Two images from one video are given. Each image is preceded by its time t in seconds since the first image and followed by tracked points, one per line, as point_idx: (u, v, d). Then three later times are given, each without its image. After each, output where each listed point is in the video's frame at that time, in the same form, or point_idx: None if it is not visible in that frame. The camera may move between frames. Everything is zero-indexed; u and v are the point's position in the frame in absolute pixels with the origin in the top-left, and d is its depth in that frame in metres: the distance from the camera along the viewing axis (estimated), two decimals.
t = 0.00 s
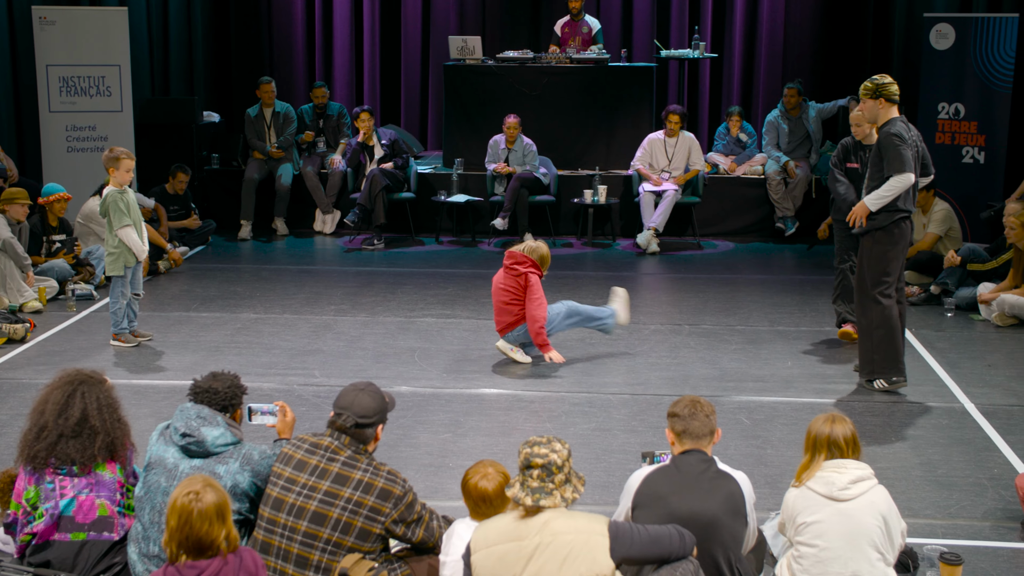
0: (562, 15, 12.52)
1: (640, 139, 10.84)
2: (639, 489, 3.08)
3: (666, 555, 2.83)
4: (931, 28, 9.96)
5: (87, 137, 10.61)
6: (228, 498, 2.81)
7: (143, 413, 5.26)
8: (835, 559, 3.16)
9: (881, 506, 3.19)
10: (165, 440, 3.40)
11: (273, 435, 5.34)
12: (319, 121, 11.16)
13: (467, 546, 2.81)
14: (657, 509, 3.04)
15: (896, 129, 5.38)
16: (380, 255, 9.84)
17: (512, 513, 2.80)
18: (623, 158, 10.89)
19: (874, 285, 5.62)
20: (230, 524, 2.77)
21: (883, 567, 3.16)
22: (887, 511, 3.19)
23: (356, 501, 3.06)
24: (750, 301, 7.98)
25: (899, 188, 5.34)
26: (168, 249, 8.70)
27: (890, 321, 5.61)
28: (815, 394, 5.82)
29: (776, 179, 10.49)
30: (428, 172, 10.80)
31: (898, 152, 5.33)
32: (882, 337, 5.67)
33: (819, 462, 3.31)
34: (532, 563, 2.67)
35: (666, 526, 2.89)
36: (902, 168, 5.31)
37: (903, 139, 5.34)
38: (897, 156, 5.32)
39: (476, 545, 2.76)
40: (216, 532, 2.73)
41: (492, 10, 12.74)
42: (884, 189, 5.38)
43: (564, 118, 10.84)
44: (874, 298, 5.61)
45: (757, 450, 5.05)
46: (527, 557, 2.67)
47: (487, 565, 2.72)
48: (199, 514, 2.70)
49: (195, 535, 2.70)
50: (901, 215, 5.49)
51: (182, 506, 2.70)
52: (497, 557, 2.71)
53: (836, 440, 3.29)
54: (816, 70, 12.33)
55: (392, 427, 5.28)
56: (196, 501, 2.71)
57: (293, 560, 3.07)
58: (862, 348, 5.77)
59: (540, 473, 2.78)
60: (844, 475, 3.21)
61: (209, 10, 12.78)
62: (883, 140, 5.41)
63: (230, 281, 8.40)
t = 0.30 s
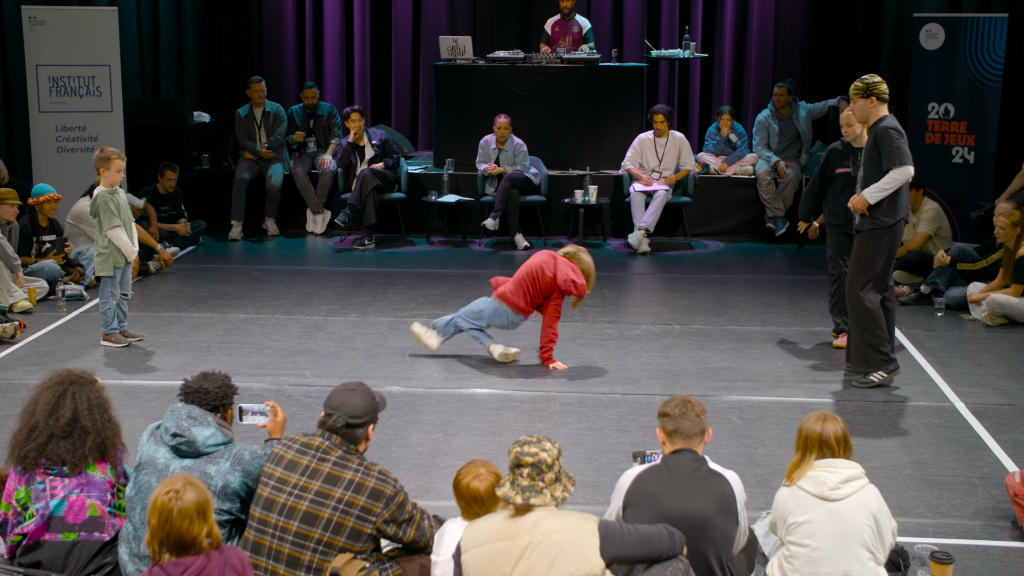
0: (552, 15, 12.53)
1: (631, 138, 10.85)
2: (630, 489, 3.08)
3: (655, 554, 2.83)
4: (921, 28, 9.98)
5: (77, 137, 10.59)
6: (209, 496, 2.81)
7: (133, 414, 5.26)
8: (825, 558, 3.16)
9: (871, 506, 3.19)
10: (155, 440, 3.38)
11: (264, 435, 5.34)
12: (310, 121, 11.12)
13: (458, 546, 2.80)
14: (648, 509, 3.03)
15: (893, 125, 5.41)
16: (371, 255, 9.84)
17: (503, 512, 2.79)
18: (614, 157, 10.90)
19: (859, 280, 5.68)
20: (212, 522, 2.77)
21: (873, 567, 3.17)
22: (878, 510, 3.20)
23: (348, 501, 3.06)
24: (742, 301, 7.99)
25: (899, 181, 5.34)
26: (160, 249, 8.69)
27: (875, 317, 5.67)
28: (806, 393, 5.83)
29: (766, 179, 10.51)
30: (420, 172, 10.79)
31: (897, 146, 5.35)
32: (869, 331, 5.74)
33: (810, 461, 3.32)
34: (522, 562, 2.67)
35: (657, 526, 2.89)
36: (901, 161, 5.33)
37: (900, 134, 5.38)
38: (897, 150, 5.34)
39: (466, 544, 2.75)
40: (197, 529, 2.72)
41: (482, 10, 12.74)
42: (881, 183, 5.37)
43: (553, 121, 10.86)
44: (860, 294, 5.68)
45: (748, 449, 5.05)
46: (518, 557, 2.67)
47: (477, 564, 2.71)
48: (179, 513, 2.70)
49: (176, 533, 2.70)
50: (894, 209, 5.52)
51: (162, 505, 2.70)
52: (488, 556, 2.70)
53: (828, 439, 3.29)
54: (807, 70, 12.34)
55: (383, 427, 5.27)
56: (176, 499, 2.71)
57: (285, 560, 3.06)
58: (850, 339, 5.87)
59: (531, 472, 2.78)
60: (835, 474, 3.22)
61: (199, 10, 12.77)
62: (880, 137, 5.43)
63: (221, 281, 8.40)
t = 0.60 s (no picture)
0: (554, 14, 12.53)
1: (632, 138, 10.85)
2: (632, 489, 3.08)
3: (658, 554, 2.83)
4: (922, 28, 9.98)
5: (79, 138, 10.60)
6: (182, 492, 2.79)
7: (135, 414, 5.26)
8: (827, 558, 3.16)
9: (874, 505, 3.19)
10: (158, 440, 3.39)
11: (266, 435, 5.34)
12: (311, 122, 11.09)
13: (460, 546, 2.80)
14: (650, 509, 3.03)
15: (897, 123, 5.42)
16: (372, 255, 9.85)
17: (504, 512, 2.79)
18: (615, 157, 10.91)
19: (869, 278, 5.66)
20: (186, 516, 2.76)
21: (876, 567, 3.17)
22: (880, 510, 3.19)
23: (349, 502, 3.06)
24: (743, 301, 7.99)
25: (904, 181, 5.31)
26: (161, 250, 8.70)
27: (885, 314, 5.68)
28: (808, 393, 5.83)
29: (768, 179, 10.50)
30: (421, 172, 10.80)
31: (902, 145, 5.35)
32: (876, 329, 5.74)
33: (812, 461, 3.32)
34: (523, 561, 2.67)
35: (659, 526, 2.89)
36: (904, 161, 5.32)
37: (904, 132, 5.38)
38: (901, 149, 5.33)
39: (468, 545, 2.76)
40: (171, 525, 2.71)
41: (483, 10, 12.74)
42: (889, 187, 5.36)
43: (554, 117, 10.85)
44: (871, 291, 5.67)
45: (750, 450, 5.05)
46: (518, 556, 2.67)
47: (480, 564, 2.72)
48: (151, 512, 2.68)
49: (150, 532, 2.69)
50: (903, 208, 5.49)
51: (134, 505, 2.69)
52: (490, 556, 2.70)
53: (830, 439, 3.29)
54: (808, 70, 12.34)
55: (385, 427, 5.27)
56: (147, 499, 2.69)
57: (287, 560, 3.06)
58: (853, 337, 5.84)
59: (532, 473, 2.77)
60: (837, 474, 3.21)
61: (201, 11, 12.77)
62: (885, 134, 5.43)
63: (222, 282, 8.40)
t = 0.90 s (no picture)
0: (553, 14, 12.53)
1: (631, 138, 10.85)
2: (631, 489, 3.08)
3: (657, 554, 2.83)
4: (921, 28, 9.99)
5: (78, 138, 10.60)
6: (161, 487, 2.78)
7: (134, 414, 5.26)
8: (827, 557, 3.16)
9: (873, 505, 3.19)
10: (157, 440, 3.39)
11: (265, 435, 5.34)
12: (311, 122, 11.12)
13: (460, 546, 2.80)
14: (650, 509, 3.03)
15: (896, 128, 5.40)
16: (371, 255, 9.85)
17: (504, 512, 2.79)
18: (614, 157, 10.91)
19: (879, 279, 5.63)
20: (165, 509, 2.75)
21: (875, 567, 3.17)
22: (879, 510, 3.19)
23: (349, 502, 3.06)
24: (742, 301, 7.99)
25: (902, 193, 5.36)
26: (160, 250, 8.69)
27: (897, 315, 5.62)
28: (807, 393, 5.83)
29: (767, 179, 10.51)
30: (420, 172, 10.80)
31: (901, 152, 5.34)
32: (890, 330, 5.67)
33: (812, 461, 3.32)
34: (521, 560, 2.67)
35: (658, 526, 2.88)
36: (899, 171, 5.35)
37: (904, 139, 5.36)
38: (898, 158, 5.32)
39: (467, 545, 2.76)
40: (150, 520, 2.71)
41: (482, 10, 12.74)
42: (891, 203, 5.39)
43: (555, 118, 10.85)
44: (882, 292, 5.62)
45: (749, 449, 5.05)
46: (515, 556, 2.67)
47: (480, 565, 2.71)
48: (128, 508, 2.68)
49: (130, 527, 2.69)
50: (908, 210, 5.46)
51: (112, 502, 2.69)
52: (489, 557, 2.70)
53: (829, 439, 3.29)
54: (807, 70, 12.35)
55: (384, 427, 5.27)
56: (124, 496, 2.69)
57: (286, 560, 3.06)
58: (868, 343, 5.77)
59: (533, 473, 2.77)
60: (837, 474, 3.21)
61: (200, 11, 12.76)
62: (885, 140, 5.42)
63: (222, 282, 8.40)
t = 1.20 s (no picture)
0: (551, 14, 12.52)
1: (630, 137, 10.86)
2: (630, 489, 3.08)
3: (656, 554, 2.82)
4: (919, 28, 9.98)
5: (76, 138, 10.60)
6: (180, 490, 2.79)
7: (133, 414, 5.26)
8: (825, 557, 3.16)
9: (872, 505, 3.19)
10: (156, 440, 3.38)
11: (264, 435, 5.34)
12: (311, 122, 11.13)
13: (458, 546, 2.80)
14: (648, 509, 3.03)
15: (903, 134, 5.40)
16: (370, 255, 9.86)
17: (503, 512, 2.79)
18: (613, 157, 10.91)
19: (890, 291, 5.63)
20: (183, 514, 2.75)
21: (873, 566, 3.17)
22: (877, 510, 3.19)
23: (348, 502, 3.06)
24: (741, 301, 7.99)
25: (904, 202, 5.36)
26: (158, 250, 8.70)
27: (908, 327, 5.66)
28: (806, 393, 5.84)
29: (765, 179, 10.51)
30: (419, 172, 10.81)
31: (906, 159, 5.36)
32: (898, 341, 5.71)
33: (810, 461, 3.32)
34: (520, 561, 2.67)
35: (656, 526, 2.88)
36: (903, 180, 5.36)
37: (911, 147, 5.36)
38: (903, 164, 5.35)
39: (466, 545, 2.75)
40: (166, 522, 2.71)
41: (481, 10, 12.74)
42: (891, 211, 5.40)
43: (554, 118, 10.85)
44: (895, 305, 5.62)
45: (748, 449, 5.05)
46: (515, 556, 2.67)
47: (478, 565, 2.71)
48: (146, 508, 2.68)
49: (146, 529, 2.69)
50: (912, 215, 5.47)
51: (130, 501, 2.70)
52: (488, 557, 2.70)
53: (827, 439, 3.29)
54: (806, 70, 12.35)
55: (383, 427, 5.27)
56: (143, 495, 2.69)
57: (285, 560, 3.06)
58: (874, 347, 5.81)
59: (532, 472, 2.78)
60: (836, 473, 3.22)
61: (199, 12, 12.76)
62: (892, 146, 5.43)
63: (221, 282, 8.40)
